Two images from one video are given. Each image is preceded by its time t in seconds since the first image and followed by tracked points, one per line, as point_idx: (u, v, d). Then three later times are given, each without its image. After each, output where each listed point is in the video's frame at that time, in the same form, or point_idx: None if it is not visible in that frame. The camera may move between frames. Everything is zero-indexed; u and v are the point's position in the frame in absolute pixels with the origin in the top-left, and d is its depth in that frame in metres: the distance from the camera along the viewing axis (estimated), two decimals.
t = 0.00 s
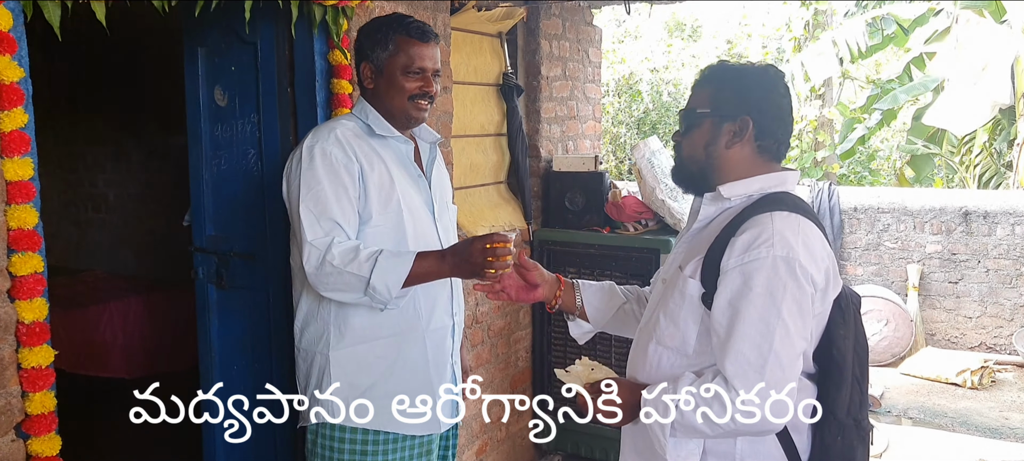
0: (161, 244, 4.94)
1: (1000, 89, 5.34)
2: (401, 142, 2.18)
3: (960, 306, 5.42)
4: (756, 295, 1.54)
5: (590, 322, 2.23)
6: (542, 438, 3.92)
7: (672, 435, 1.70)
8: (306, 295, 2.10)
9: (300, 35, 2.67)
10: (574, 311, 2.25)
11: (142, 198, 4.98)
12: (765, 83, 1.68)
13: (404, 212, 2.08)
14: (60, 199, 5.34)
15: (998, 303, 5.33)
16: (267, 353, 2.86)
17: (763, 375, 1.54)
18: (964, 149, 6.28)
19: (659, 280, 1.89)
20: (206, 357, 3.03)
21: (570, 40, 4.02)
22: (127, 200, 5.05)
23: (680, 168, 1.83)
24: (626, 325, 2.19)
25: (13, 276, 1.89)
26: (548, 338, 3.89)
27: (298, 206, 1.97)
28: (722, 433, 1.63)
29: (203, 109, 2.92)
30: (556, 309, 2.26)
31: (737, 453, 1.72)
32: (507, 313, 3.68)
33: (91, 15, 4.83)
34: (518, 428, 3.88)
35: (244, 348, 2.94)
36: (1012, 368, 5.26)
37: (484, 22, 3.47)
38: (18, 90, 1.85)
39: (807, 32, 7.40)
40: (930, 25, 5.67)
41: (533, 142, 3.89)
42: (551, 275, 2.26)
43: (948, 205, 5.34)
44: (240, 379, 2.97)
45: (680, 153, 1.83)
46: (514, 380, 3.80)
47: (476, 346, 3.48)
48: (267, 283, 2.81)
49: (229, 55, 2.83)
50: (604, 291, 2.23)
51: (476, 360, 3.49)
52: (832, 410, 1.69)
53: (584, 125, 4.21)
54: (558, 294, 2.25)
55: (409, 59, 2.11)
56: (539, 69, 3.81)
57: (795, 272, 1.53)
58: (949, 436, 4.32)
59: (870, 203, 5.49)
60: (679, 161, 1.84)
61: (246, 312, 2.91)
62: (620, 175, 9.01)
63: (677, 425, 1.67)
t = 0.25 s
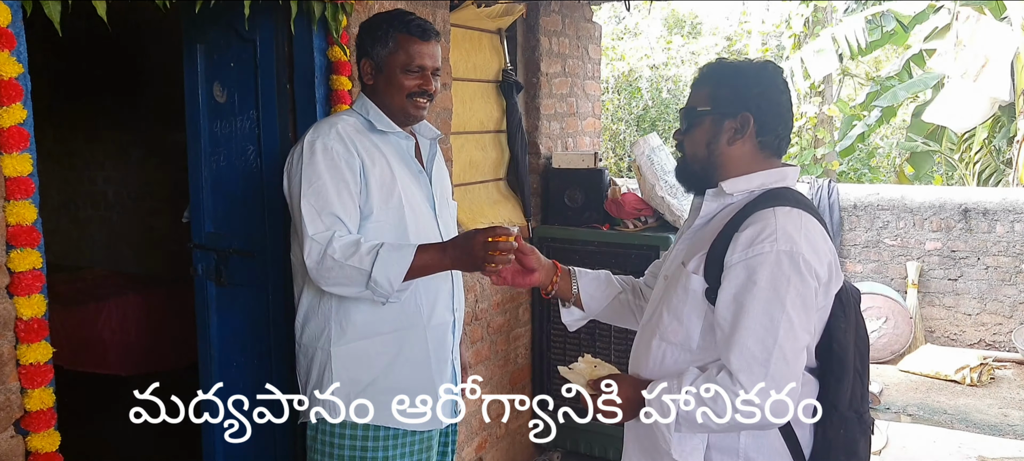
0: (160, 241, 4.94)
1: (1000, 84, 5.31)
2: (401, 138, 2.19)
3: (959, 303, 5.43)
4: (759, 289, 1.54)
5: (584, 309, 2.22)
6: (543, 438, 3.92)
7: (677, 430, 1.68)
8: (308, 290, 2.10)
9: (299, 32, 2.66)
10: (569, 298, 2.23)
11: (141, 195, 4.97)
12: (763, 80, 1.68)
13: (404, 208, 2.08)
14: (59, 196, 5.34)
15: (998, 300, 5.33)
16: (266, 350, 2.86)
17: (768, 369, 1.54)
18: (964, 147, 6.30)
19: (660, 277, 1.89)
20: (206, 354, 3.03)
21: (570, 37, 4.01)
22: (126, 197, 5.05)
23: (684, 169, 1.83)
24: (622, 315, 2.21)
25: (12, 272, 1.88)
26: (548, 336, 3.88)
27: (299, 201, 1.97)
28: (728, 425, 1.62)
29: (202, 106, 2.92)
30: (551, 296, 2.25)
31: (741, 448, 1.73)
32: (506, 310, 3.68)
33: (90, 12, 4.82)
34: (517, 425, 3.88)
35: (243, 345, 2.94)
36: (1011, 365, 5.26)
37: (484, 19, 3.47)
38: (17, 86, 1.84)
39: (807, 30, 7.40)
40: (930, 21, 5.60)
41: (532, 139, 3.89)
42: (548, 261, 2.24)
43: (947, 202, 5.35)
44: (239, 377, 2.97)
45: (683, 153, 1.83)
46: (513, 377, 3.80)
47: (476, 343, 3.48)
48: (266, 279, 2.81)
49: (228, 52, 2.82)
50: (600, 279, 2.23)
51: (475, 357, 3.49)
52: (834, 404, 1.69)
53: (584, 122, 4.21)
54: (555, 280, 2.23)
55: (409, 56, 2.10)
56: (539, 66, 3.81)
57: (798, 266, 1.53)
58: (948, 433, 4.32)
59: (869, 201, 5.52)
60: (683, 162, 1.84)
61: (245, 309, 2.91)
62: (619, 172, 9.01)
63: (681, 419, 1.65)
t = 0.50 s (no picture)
0: (160, 239, 4.94)
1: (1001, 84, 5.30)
2: (403, 136, 2.18)
3: (958, 302, 5.43)
4: (760, 286, 1.54)
5: (587, 304, 2.23)
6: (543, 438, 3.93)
7: (676, 424, 1.67)
8: (308, 288, 2.10)
9: (299, 30, 2.66)
10: (573, 292, 2.24)
11: (140, 194, 4.97)
12: (791, 87, 1.68)
13: (405, 206, 2.08)
14: (59, 195, 5.33)
15: (997, 299, 5.33)
16: (266, 349, 2.86)
17: (767, 364, 1.54)
18: (963, 145, 6.30)
19: (662, 273, 1.89)
20: (205, 352, 3.03)
21: (569, 35, 4.01)
22: (126, 195, 5.05)
23: (692, 157, 1.83)
24: (625, 312, 2.21)
25: (12, 270, 1.88)
26: (547, 334, 3.88)
27: (300, 198, 1.96)
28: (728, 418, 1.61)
29: (202, 104, 2.92)
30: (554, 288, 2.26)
31: (738, 444, 1.73)
32: (506, 309, 3.69)
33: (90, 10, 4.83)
34: (517, 424, 3.88)
35: (243, 343, 2.94)
36: (1010, 364, 5.26)
37: (484, 17, 3.47)
38: (16, 84, 1.84)
39: (807, 28, 7.41)
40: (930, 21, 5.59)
41: (532, 137, 3.89)
42: (554, 254, 2.27)
43: (946, 200, 5.35)
44: (239, 375, 2.97)
45: (694, 140, 1.82)
46: (513, 375, 3.80)
47: (476, 342, 3.49)
48: (265, 277, 2.81)
49: (228, 50, 2.82)
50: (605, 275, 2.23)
51: (474, 356, 3.49)
52: (833, 402, 1.69)
53: (584, 120, 4.21)
54: (559, 273, 2.24)
55: (408, 54, 2.10)
56: (539, 64, 3.81)
57: (799, 264, 1.53)
58: (947, 432, 4.32)
59: (868, 200, 5.54)
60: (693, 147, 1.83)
61: (244, 307, 2.91)
62: (619, 171, 9.00)
63: (680, 414, 1.65)
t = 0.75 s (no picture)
0: (157, 237, 4.93)
1: (999, 83, 5.34)
2: (403, 135, 2.17)
3: (956, 301, 5.44)
4: (762, 284, 1.54)
5: (588, 300, 2.23)
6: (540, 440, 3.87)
7: (676, 422, 1.67)
8: (309, 287, 2.10)
9: (297, 28, 2.66)
10: (574, 287, 2.22)
11: (138, 192, 4.96)
12: (808, 94, 1.68)
13: (405, 205, 2.08)
14: (56, 192, 5.32)
15: (994, 298, 5.34)
16: (264, 347, 2.85)
17: (768, 363, 1.54)
18: (961, 145, 6.30)
19: (665, 271, 1.90)
20: (203, 350, 3.03)
21: (568, 34, 4.01)
22: (123, 193, 5.04)
23: (697, 148, 1.83)
24: (626, 308, 2.21)
25: (10, 269, 1.88)
26: (545, 333, 3.87)
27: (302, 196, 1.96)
28: (729, 418, 1.59)
29: (200, 102, 2.92)
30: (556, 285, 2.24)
31: (739, 443, 1.71)
32: (504, 307, 3.69)
33: (87, 8, 4.82)
34: (515, 422, 3.88)
35: (241, 342, 2.93)
36: (1008, 363, 5.27)
37: (483, 15, 3.46)
38: (14, 82, 1.84)
39: (805, 27, 7.41)
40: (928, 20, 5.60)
41: (530, 136, 3.89)
42: (555, 248, 2.23)
43: (944, 199, 5.36)
44: (236, 373, 2.97)
45: (700, 131, 1.81)
46: (511, 374, 3.80)
47: (474, 340, 3.49)
48: (263, 275, 2.80)
49: (226, 48, 2.82)
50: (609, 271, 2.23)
51: (473, 355, 3.49)
52: (833, 401, 1.69)
53: (582, 119, 4.20)
54: (561, 269, 2.21)
55: (404, 51, 2.10)
56: (537, 63, 3.81)
57: (802, 262, 1.53)
58: (945, 430, 4.33)
59: (867, 198, 5.54)
60: (699, 140, 1.82)
61: (243, 305, 2.90)
62: (617, 170, 8.99)
63: (680, 412, 1.65)
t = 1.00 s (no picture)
0: (156, 237, 4.92)
1: (998, 83, 5.35)
2: (404, 135, 2.18)
3: (955, 301, 5.44)
4: (770, 289, 1.54)
5: (597, 301, 2.23)
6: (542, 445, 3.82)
7: (681, 425, 1.67)
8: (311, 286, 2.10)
9: (296, 28, 2.65)
10: (583, 287, 2.23)
11: (137, 191, 4.96)
12: (778, 81, 1.67)
13: (407, 206, 2.07)
14: (54, 192, 5.32)
15: (993, 298, 5.34)
16: (263, 348, 2.85)
17: (774, 368, 1.54)
18: (960, 145, 6.25)
19: (671, 272, 1.90)
20: (202, 350, 3.02)
21: (567, 34, 4.01)
22: (122, 193, 5.03)
23: (695, 167, 1.83)
24: (633, 307, 2.22)
25: (9, 269, 1.88)
26: (545, 333, 3.87)
27: (307, 193, 1.95)
28: (734, 423, 1.59)
29: (199, 102, 2.92)
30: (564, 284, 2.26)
31: (743, 446, 1.71)
32: (503, 307, 3.68)
33: (86, 7, 4.81)
34: (514, 422, 3.88)
35: (240, 342, 2.93)
36: (1006, 363, 5.27)
37: (482, 15, 3.45)
38: (12, 82, 1.83)
39: (804, 27, 7.41)
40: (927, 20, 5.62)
41: (529, 136, 3.89)
42: (566, 247, 2.25)
43: (943, 199, 5.36)
44: (235, 373, 2.96)
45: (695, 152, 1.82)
46: (510, 374, 3.80)
47: (473, 340, 3.49)
48: (263, 276, 2.80)
49: (225, 48, 2.81)
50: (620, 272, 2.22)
51: (472, 355, 3.49)
52: (839, 406, 1.71)
53: (581, 119, 4.20)
54: (570, 268, 2.24)
55: (401, 50, 2.10)
56: (536, 62, 3.80)
57: (810, 267, 1.53)
58: (944, 430, 4.33)
59: (867, 198, 5.54)
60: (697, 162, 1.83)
61: (242, 305, 2.90)
62: (616, 169, 8.98)
63: (685, 415, 1.65)
